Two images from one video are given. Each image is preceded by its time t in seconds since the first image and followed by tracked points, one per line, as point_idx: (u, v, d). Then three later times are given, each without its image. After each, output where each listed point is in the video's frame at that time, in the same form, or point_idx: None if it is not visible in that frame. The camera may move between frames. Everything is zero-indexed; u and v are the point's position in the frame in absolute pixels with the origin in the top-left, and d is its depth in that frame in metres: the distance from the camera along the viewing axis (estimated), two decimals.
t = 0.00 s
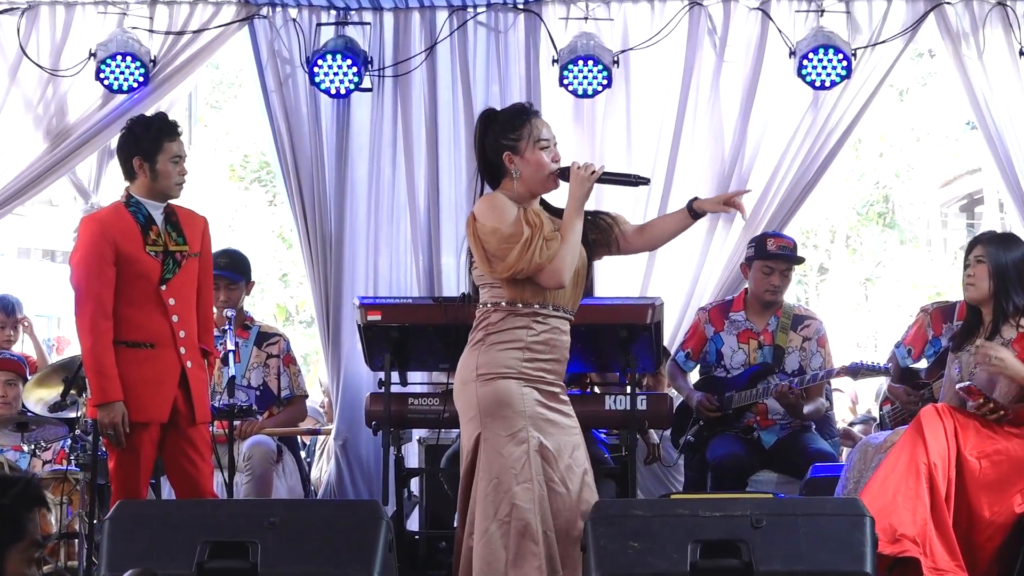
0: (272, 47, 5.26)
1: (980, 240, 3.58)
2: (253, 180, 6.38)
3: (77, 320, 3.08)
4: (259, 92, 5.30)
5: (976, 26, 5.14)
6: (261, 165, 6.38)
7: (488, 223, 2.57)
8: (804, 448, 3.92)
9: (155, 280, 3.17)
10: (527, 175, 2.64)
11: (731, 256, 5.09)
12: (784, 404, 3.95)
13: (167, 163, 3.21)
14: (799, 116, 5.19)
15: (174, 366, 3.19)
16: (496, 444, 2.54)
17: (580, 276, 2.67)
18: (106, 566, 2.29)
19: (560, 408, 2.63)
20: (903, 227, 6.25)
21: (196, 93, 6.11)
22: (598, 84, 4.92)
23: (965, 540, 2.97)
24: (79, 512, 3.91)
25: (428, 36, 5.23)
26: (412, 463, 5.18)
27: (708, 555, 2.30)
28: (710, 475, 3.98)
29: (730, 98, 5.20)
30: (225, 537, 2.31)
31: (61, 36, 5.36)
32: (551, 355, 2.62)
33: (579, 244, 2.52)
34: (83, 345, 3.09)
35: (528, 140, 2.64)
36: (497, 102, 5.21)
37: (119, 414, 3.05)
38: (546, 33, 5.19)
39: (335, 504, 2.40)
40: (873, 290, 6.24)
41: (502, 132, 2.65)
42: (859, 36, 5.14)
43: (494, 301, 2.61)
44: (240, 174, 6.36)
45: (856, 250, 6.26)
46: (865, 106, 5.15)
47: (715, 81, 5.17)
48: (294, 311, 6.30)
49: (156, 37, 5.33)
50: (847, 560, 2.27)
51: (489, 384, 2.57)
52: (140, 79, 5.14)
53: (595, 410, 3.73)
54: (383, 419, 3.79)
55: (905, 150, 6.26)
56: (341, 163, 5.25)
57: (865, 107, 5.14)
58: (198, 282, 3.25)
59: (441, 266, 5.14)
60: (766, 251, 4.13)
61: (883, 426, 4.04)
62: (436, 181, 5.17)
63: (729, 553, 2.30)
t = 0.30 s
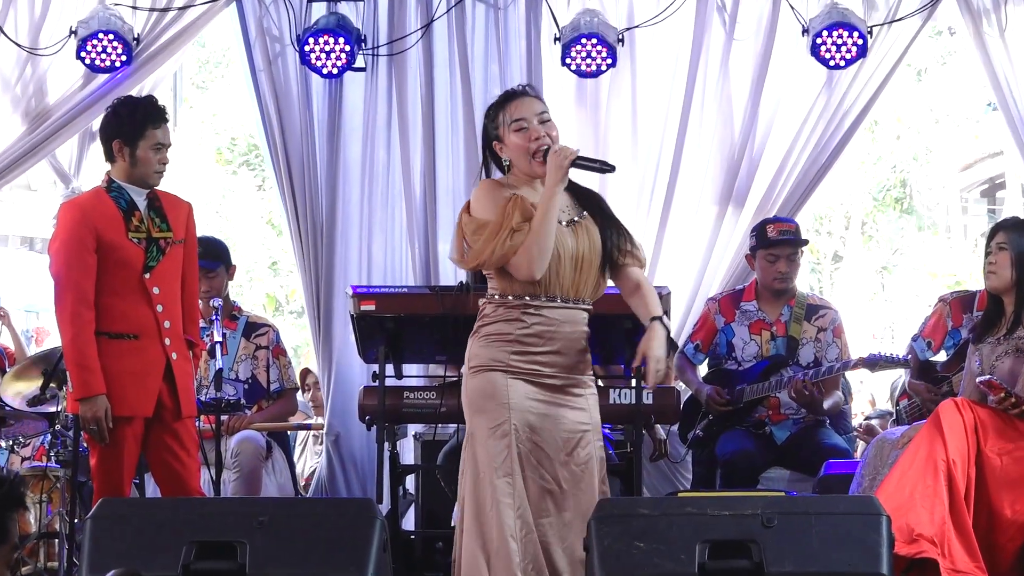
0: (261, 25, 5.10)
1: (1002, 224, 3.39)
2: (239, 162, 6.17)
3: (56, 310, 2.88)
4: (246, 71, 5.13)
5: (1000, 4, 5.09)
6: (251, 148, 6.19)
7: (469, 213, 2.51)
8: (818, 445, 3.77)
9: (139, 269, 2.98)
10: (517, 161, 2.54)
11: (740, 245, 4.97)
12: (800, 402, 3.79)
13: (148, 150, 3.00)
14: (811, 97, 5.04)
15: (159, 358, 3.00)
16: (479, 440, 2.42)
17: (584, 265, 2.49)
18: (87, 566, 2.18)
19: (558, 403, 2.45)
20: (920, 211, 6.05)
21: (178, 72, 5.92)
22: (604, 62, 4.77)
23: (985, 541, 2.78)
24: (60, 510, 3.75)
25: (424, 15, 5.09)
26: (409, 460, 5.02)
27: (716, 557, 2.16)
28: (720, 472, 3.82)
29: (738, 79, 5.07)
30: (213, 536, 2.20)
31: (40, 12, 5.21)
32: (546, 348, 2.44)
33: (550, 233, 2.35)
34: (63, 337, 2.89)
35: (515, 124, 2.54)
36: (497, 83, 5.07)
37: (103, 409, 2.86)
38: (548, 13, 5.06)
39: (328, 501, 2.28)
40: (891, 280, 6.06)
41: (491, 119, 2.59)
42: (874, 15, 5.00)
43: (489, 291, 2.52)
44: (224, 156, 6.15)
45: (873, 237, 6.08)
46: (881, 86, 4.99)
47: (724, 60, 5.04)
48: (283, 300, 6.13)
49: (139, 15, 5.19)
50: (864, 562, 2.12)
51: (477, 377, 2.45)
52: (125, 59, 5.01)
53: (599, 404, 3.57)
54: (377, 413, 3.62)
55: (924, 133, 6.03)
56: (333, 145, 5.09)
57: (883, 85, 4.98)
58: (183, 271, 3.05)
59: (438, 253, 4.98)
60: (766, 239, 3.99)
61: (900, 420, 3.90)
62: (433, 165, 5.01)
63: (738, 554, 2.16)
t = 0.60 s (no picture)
0: (252, 5, 4.96)
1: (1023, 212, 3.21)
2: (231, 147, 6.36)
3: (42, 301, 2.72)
4: (236, 52, 4.99)
5: None
6: (240, 134, 6.35)
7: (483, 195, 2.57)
8: (829, 440, 3.65)
9: (128, 260, 2.83)
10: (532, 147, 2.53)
11: (747, 235, 4.85)
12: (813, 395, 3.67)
13: (133, 125, 2.86)
14: (822, 79, 4.92)
15: (148, 352, 2.85)
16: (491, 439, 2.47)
17: (581, 259, 2.48)
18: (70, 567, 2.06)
19: (567, 399, 2.45)
20: (936, 199, 6.15)
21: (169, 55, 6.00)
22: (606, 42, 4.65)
23: (1003, 539, 2.62)
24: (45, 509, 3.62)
25: None
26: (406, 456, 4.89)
27: (723, 557, 2.07)
28: (728, 469, 3.70)
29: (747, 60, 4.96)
30: (202, 535, 2.09)
31: None
32: (551, 343, 2.44)
33: (528, 226, 2.37)
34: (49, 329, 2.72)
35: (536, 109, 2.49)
36: (496, 65, 4.95)
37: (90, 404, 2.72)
38: None
39: (322, 499, 2.17)
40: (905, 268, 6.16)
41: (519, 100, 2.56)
42: None
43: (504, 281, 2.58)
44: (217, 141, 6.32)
45: (886, 224, 6.20)
46: (894, 70, 4.85)
47: (732, 40, 4.93)
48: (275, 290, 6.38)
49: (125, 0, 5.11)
50: (875, 561, 2.02)
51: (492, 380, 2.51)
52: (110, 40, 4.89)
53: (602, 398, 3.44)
54: (372, 408, 3.49)
55: (939, 116, 6.14)
56: (328, 128, 4.97)
57: (897, 67, 4.83)
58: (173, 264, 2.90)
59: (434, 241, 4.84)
60: (765, 227, 3.85)
61: (914, 416, 3.79)
62: (430, 151, 4.88)
63: (747, 554, 2.07)
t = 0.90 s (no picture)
0: None
1: None
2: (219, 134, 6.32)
3: (30, 295, 2.61)
4: (228, 38, 4.88)
5: None
6: (230, 120, 6.32)
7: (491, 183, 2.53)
8: (837, 437, 3.55)
9: (117, 250, 2.71)
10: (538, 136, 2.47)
11: (755, 226, 4.77)
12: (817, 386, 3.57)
13: (115, 111, 2.75)
14: (829, 66, 4.82)
15: (138, 346, 2.74)
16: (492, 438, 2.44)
17: (573, 253, 2.40)
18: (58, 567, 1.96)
19: (560, 396, 2.37)
20: (948, 188, 6.20)
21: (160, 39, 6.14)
22: (609, 26, 4.70)
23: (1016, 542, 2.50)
24: (32, 507, 3.54)
25: None
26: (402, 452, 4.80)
27: (728, 558, 1.97)
28: (734, 466, 3.60)
29: (753, 47, 4.86)
30: (191, 535, 1.99)
31: None
32: (544, 340, 2.37)
33: (519, 218, 2.32)
34: (38, 323, 2.62)
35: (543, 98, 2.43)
36: (496, 51, 4.84)
37: (79, 401, 2.61)
38: None
39: (315, 497, 2.06)
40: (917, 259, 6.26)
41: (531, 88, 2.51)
42: None
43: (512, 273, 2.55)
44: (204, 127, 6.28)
45: (897, 215, 6.27)
46: (905, 56, 4.74)
47: (739, 26, 4.82)
48: (268, 283, 6.31)
49: None
50: (886, 562, 1.92)
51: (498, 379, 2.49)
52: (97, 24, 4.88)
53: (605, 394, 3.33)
54: (368, 403, 3.40)
55: (952, 103, 6.16)
56: (324, 117, 4.88)
57: (907, 54, 4.73)
58: (163, 254, 2.78)
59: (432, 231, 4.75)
60: (782, 222, 3.72)
61: (925, 412, 3.75)
62: (428, 140, 4.79)
63: (753, 554, 1.98)
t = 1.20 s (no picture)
0: None
1: None
2: (223, 129, 6.88)
3: (25, 289, 2.59)
4: (227, 31, 4.86)
5: None
6: (230, 114, 6.88)
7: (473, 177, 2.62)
8: (840, 431, 3.55)
9: (113, 244, 2.69)
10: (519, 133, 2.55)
11: (757, 220, 4.77)
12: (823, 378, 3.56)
13: (113, 112, 2.71)
14: (830, 59, 4.80)
15: (137, 339, 2.72)
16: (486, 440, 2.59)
17: (545, 248, 2.46)
18: (55, 565, 1.93)
19: (536, 392, 2.48)
20: (948, 180, 6.70)
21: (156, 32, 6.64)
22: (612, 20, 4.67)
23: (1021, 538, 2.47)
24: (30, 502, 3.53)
25: None
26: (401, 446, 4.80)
27: (730, 553, 1.96)
28: (735, 461, 3.60)
29: (753, 40, 4.84)
30: (189, 531, 1.97)
31: None
32: (517, 336, 2.48)
33: (491, 212, 2.41)
34: (32, 318, 2.59)
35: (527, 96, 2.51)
36: (496, 44, 4.82)
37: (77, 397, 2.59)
38: None
39: (316, 493, 2.05)
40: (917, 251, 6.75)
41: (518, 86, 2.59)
42: None
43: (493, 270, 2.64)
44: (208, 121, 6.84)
45: (899, 209, 6.75)
46: (908, 48, 4.72)
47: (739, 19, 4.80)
48: (266, 278, 6.88)
49: None
50: (889, 558, 1.91)
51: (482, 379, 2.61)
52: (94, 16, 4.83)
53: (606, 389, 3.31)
54: (367, 399, 3.39)
55: (953, 96, 6.63)
56: (322, 112, 4.85)
57: (908, 48, 4.71)
58: (161, 247, 2.76)
59: (431, 227, 4.74)
60: (795, 215, 3.70)
61: (927, 406, 3.73)
62: (427, 133, 4.77)
63: (755, 550, 1.96)
